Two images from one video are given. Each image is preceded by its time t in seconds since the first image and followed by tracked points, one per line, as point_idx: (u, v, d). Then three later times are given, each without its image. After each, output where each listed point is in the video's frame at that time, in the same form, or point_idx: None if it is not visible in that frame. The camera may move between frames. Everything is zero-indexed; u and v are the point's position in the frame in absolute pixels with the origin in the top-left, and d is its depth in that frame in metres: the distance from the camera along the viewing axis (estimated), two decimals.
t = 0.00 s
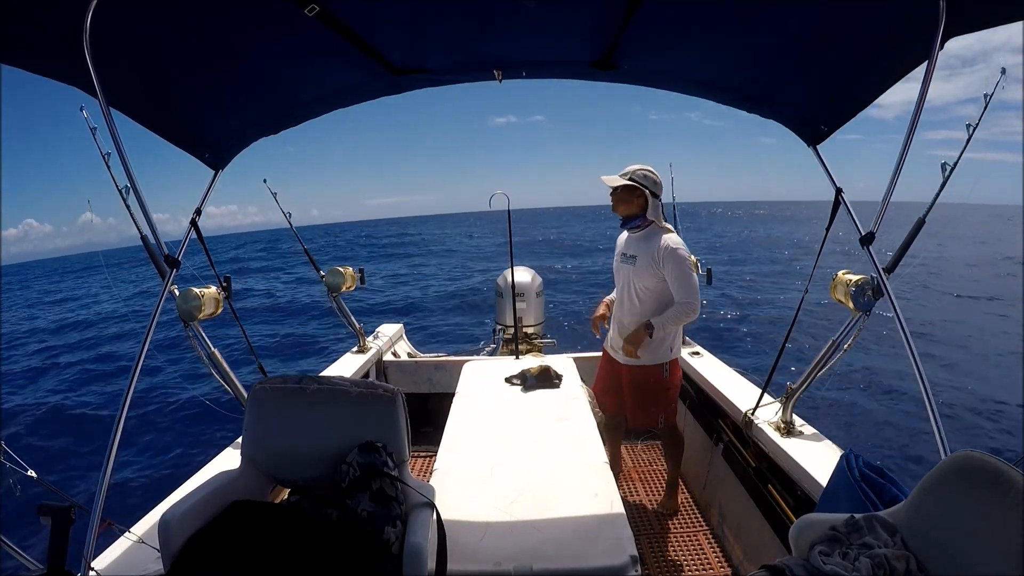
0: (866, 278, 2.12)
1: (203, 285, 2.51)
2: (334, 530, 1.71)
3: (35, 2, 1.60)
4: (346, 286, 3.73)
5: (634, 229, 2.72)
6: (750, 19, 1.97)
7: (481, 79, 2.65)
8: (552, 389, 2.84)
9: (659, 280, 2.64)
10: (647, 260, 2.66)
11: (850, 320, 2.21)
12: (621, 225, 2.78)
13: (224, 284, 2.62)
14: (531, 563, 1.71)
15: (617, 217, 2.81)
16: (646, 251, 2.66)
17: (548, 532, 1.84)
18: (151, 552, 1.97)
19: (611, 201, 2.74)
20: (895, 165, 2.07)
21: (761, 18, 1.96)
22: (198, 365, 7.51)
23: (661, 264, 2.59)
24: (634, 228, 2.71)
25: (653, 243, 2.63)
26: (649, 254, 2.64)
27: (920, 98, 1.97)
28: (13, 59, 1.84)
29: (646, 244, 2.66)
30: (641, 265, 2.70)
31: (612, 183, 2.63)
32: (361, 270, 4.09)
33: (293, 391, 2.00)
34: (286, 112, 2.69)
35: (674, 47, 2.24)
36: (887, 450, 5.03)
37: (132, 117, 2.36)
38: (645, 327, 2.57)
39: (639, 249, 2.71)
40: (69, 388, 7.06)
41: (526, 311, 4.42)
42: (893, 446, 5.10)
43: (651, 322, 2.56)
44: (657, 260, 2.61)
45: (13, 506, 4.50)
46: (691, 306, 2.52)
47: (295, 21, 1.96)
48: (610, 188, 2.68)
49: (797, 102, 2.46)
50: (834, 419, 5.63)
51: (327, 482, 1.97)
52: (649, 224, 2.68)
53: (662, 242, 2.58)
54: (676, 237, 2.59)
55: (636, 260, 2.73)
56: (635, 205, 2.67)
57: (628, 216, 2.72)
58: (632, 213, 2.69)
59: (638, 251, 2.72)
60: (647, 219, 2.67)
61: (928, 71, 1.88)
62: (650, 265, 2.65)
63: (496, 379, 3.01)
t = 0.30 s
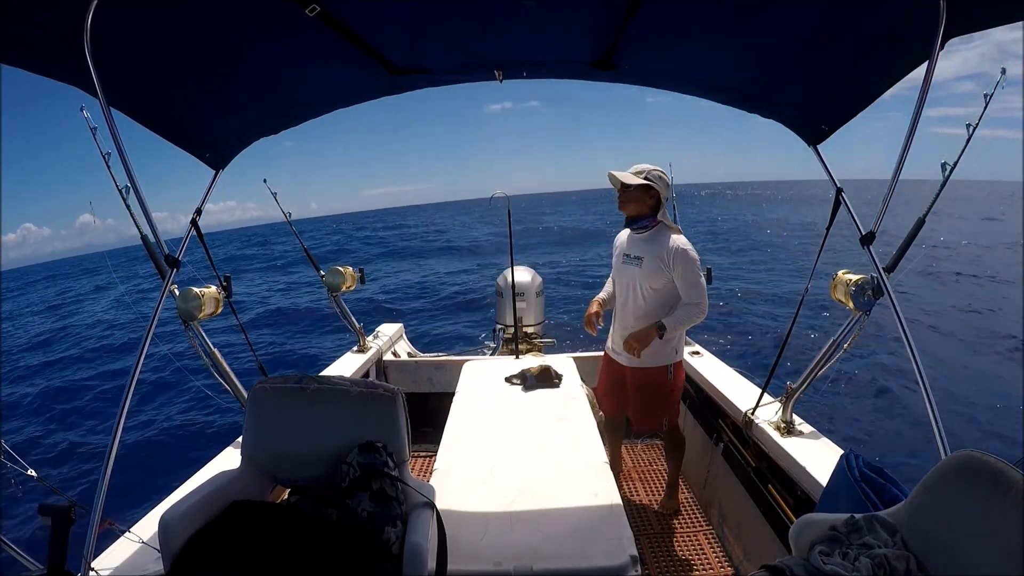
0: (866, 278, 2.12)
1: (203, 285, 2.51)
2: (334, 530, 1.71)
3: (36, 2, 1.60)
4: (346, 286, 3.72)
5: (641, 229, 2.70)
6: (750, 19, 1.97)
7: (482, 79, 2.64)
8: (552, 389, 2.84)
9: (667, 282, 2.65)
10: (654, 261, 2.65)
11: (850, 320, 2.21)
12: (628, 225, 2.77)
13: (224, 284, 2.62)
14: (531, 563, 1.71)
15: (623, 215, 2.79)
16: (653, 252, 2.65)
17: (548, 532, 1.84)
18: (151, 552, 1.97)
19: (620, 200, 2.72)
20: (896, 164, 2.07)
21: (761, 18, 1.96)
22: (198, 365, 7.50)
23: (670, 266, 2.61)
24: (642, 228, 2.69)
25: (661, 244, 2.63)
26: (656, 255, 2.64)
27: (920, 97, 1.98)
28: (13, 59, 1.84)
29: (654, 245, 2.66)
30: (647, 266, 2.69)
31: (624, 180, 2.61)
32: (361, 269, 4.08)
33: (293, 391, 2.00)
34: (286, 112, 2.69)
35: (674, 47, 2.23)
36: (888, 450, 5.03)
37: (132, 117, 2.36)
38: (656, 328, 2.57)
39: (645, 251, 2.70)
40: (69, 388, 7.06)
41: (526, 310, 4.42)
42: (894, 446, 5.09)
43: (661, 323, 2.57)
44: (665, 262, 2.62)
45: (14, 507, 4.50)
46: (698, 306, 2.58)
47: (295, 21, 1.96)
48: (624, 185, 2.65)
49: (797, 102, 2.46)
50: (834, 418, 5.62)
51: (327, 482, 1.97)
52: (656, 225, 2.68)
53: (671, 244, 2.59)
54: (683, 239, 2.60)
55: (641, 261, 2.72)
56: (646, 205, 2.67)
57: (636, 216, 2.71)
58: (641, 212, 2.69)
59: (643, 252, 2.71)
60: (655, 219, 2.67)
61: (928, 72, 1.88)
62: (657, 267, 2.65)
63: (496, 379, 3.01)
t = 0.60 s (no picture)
0: (866, 278, 2.12)
1: (203, 284, 2.51)
2: (334, 530, 1.71)
3: (36, 2, 1.61)
4: (346, 286, 3.72)
5: (645, 229, 2.70)
6: (750, 19, 1.97)
7: (482, 79, 2.64)
8: (552, 390, 2.84)
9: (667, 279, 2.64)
10: (656, 260, 2.67)
11: (850, 320, 2.21)
12: (631, 224, 2.77)
13: (224, 283, 2.61)
14: (531, 563, 1.71)
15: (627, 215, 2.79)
16: (655, 252, 2.67)
17: (548, 531, 1.84)
18: (151, 552, 1.97)
19: (626, 199, 2.73)
20: (897, 163, 2.07)
21: (761, 18, 1.96)
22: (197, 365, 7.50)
23: (671, 267, 2.62)
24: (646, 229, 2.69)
25: (665, 244, 2.64)
26: (659, 254, 2.65)
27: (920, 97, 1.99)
28: (13, 59, 1.84)
29: (657, 245, 2.67)
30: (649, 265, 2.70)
31: (632, 179, 2.60)
32: (361, 269, 4.08)
33: (293, 391, 2.00)
34: (288, 112, 2.69)
35: (674, 47, 2.24)
36: (888, 449, 5.03)
37: (132, 117, 2.36)
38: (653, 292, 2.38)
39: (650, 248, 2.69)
40: (68, 388, 7.06)
41: (525, 310, 4.42)
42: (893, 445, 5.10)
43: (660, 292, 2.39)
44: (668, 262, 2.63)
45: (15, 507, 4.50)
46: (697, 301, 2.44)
47: (296, 21, 1.97)
48: (632, 183, 2.64)
49: (797, 102, 2.46)
50: (835, 418, 5.62)
51: (327, 483, 1.97)
52: (661, 224, 2.68)
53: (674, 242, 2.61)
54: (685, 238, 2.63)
55: (643, 260, 2.73)
56: (652, 205, 2.67)
57: (642, 215, 2.70)
58: (645, 212, 2.68)
59: (647, 251, 2.71)
60: (660, 218, 2.68)
61: (929, 72, 1.88)
62: (660, 265, 2.66)
63: (496, 379, 3.01)
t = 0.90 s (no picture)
0: (866, 278, 2.12)
1: (203, 284, 2.51)
2: (334, 530, 1.71)
3: (36, 2, 1.61)
4: (346, 286, 3.72)
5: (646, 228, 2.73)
6: (751, 19, 1.97)
7: (482, 79, 2.64)
8: (552, 390, 2.84)
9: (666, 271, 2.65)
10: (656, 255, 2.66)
11: (850, 321, 2.20)
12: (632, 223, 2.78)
13: (224, 283, 2.61)
14: (531, 563, 1.71)
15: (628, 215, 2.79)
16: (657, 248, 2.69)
17: (548, 531, 1.84)
18: (151, 552, 1.97)
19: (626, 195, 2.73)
20: (897, 163, 2.08)
21: (761, 18, 1.96)
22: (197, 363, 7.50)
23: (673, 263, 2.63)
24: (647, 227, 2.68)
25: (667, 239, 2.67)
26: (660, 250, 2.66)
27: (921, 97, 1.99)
28: (14, 59, 1.84)
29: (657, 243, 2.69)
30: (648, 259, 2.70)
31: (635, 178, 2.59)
32: (361, 269, 4.08)
33: (293, 391, 2.00)
34: (289, 112, 2.69)
35: (674, 47, 2.24)
36: (887, 450, 5.04)
37: (131, 116, 2.36)
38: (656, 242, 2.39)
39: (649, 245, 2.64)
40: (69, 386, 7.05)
41: (525, 310, 4.42)
42: (893, 445, 5.10)
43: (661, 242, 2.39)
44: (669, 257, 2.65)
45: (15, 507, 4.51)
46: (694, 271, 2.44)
47: (296, 21, 1.97)
48: (635, 182, 2.64)
49: (797, 103, 2.47)
50: (834, 417, 5.63)
51: (327, 483, 1.97)
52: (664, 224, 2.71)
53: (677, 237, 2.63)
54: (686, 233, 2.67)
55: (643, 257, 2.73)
56: (655, 204, 2.68)
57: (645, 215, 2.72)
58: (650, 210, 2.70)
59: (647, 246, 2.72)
60: (663, 218, 2.71)
61: (929, 72, 1.89)
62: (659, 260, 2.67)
63: (495, 379, 3.01)
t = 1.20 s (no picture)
0: (866, 278, 2.13)
1: (204, 284, 2.51)
2: (334, 531, 1.71)
3: (36, 2, 1.61)
4: (346, 286, 3.72)
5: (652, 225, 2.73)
6: (750, 19, 1.97)
7: (482, 78, 2.64)
8: (552, 390, 2.83)
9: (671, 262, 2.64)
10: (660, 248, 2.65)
11: (850, 321, 2.20)
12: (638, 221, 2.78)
13: (224, 284, 2.61)
14: (531, 563, 1.71)
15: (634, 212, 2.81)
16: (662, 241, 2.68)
17: (548, 531, 1.84)
18: (150, 552, 1.97)
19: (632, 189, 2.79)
20: (896, 163, 2.08)
21: (761, 18, 1.96)
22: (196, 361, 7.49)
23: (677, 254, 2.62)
24: (650, 227, 2.71)
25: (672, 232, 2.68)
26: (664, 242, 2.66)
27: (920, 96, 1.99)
28: (13, 59, 1.84)
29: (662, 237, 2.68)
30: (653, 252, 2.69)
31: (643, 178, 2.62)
32: (361, 269, 4.07)
33: (293, 390, 2.00)
34: (288, 112, 2.70)
35: (674, 47, 2.24)
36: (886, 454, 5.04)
37: (130, 116, 2.36)
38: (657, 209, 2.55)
39: (654, 240, 2.66)
40: (68, 380, 7.05)
41: (526, 311, 4.42)
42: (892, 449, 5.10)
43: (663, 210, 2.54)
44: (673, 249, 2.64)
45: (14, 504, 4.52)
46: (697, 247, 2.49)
47: (295, 20, 1.97)
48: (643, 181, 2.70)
49: (796, 103, 2.47)
50: (832, 418, 5.63)
51: (327, 483, 1.97)
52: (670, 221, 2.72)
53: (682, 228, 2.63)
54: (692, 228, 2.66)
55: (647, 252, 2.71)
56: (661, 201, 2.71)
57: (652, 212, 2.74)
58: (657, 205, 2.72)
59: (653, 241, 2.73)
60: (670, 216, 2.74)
61: (927, 72, 1.89)
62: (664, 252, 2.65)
63: (496, 379, 3.01)
